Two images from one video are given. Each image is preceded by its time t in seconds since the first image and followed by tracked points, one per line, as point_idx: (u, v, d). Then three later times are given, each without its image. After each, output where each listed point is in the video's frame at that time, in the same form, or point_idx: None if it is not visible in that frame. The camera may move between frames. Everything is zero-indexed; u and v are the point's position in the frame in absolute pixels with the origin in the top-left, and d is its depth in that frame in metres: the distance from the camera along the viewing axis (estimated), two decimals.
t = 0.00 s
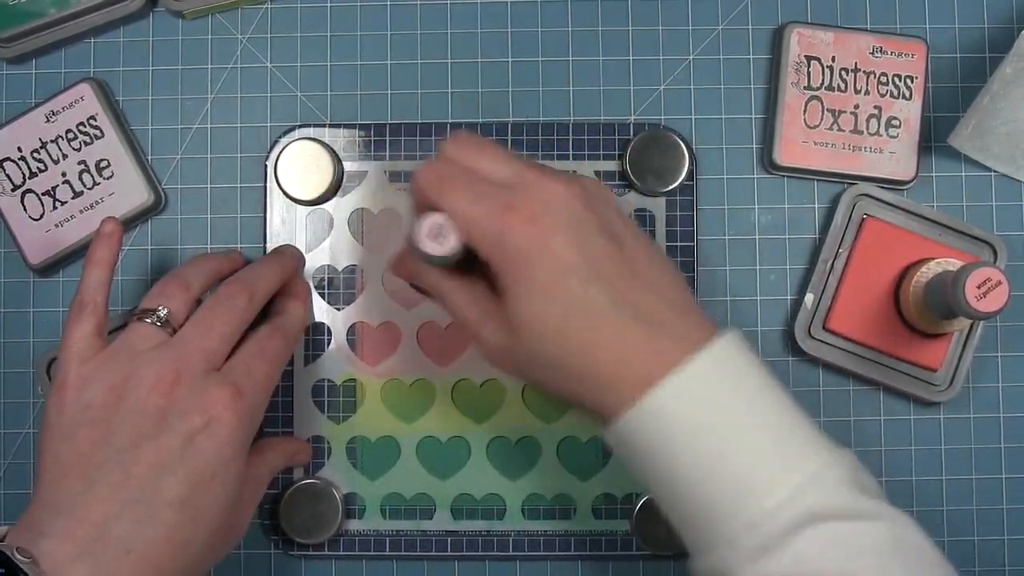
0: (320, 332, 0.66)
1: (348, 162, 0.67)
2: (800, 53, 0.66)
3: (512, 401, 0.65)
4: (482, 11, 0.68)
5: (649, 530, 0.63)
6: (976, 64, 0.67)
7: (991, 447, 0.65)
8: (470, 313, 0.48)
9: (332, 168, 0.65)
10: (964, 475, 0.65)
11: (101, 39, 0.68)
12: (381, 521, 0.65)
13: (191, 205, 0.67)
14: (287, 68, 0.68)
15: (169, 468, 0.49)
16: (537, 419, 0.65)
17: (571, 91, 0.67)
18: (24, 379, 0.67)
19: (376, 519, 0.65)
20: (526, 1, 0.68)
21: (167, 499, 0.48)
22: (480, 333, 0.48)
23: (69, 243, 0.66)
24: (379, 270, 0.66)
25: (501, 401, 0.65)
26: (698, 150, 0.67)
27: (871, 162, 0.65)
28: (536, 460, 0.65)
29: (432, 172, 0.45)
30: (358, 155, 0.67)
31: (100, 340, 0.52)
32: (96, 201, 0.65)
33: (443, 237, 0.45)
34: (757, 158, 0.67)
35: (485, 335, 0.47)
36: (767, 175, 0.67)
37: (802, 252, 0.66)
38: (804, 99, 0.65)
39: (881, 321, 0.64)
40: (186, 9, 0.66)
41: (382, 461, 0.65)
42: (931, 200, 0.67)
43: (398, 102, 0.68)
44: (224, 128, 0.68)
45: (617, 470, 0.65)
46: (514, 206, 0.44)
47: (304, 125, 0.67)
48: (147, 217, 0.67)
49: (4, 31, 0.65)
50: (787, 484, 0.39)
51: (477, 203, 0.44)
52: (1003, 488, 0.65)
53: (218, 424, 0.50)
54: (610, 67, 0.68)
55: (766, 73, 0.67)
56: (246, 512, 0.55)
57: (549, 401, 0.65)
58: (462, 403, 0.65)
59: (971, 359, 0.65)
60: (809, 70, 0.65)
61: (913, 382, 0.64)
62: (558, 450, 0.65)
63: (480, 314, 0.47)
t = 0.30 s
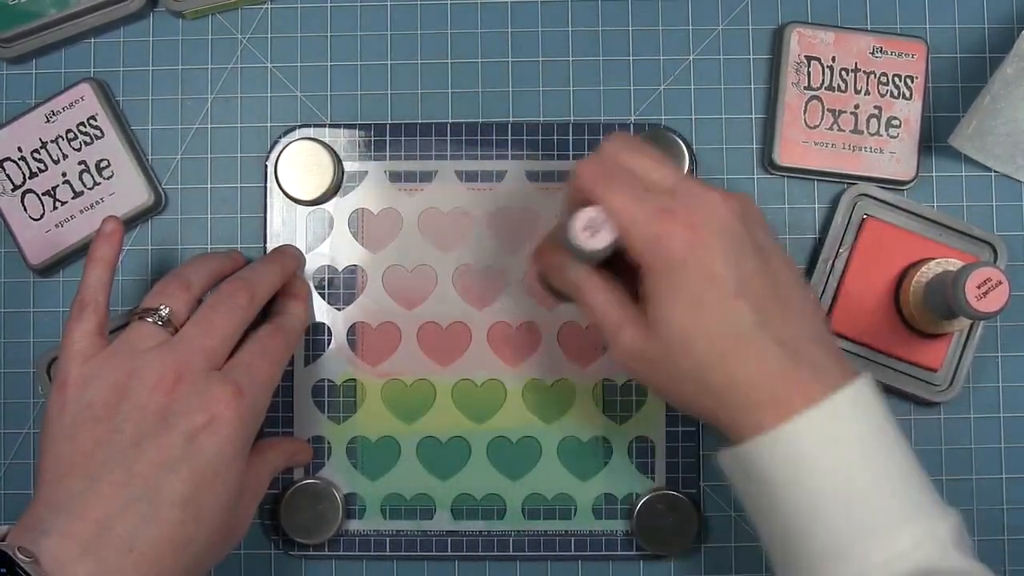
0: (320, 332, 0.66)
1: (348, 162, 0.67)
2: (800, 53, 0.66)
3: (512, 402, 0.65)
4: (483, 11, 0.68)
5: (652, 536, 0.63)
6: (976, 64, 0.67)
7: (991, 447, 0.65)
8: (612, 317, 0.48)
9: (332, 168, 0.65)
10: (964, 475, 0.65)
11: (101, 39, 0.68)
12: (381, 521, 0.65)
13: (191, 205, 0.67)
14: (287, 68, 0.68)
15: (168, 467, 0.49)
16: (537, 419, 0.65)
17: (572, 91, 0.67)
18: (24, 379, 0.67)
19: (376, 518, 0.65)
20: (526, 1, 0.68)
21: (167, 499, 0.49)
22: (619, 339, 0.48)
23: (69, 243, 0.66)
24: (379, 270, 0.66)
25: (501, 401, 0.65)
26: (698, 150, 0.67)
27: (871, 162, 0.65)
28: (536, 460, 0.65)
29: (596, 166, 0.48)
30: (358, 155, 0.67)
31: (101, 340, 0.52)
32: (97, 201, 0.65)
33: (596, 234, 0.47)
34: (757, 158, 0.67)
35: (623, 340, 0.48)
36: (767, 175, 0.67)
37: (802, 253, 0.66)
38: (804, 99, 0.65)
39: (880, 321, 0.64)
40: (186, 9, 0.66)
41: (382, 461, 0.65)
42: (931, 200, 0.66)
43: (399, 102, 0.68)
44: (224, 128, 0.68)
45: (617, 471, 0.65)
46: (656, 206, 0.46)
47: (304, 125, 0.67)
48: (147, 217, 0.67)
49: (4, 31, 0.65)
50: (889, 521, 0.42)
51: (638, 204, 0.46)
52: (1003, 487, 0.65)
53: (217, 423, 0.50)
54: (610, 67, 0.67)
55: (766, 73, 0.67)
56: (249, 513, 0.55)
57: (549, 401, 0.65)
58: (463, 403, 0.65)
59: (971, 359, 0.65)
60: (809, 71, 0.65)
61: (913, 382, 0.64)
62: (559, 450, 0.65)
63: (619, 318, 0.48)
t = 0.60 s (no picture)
0: (320, 332, 0.66)
1: (348, 162, 0.67)
2: (800, 53, 0.66)
3: (512, 402, 0.65)
4: (482, 11, 0.68)
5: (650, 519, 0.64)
6: (976, 64, 0.67)
7: (990, 447, 0.65)
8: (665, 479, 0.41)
9: (332, 168, 0.65)
10: (964, 475, 0.65)
11: (101, 39, 0.68)
12: (381, 521, 0.65)
13: (191, 205, 0.67)
14: (287, 68, 0.68)
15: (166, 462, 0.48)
16: (538, 419, 0.65)
17: (572, 91, 0.67)
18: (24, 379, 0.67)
19: (376, 518, 0.65)
20: (526, 1, 0.68)
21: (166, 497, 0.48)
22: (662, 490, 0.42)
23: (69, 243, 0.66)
24: (378, 270, 0.66)
25: (501, 401, 0.65)
26: (698, 150, 0.67)
27: (871, 162, 0.65)
28: (536, 460, 0.65)
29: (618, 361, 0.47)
30: (358, 155, 0.67)
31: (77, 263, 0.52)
32: (96, 201, 0.65)
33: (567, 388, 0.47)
34: (757, 158, 0.67)
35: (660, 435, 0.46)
36: (768, 175, 0.67)
37: (802, 253, 0.66)
38: (804, 99, 0.65)
39: (880, 321, 0.64)
40: (186, 9, 0.66)
41: (382, 461, 0.65)
42: (931, 200, 0.66)
43: (399, 102, 0.68)
44: (224, 128, 0.68)
45: (617, 470, 0.65)
46: (753, 322, 0.40)
47: (304, 125, 0.67)
48: (147, 216, 0.66)
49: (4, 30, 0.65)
50: None
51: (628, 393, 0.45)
52: (1003, 487, 0.65)
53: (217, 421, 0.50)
54: (610, 67, 0.67)
55: (766, 73, 0.67)
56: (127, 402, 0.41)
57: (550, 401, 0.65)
58: (463, 403, 0.65)
59: (971, 359, 0.65)
60: (810, 71, 0.65)
61: (913, 382, 0.64)
62: (559, 450, 0.65)
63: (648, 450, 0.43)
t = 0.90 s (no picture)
0: (320, 332, 0.66)
1: (348, 162, 0.67)
2: (800, 53, 0.66)
3: (513, 401, 0.65)
4: (482, 11, 0.68)
5: (632, 518, 0.64)
6: (976, 63, 0.67)
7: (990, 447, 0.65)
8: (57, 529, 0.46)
9: (332, 168, 0.65)
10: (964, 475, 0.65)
11: (100, 38, 0.68)
12: (381, 521, 0.65)
13: (191, 205, 0.67)
14: (287, 68, 0.68)
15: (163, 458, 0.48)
16: (538, 419, 0.65)
17: (572, 91, 0.67)
18: (23, 379, 0.66)
19: (376, 518, 0.65)
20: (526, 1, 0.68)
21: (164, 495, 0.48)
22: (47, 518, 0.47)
23: (69, 243, 0.66)
24: (379, 270, 0.66)
25: (501, 401, 0.65)
26: (698, 150, 0.67)
27: (872, 162, 0.65)
28: (536, 460, 0.65)
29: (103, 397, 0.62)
30: (358, 155, 0.67)
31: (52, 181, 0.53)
32: (96, 201, 0.65)
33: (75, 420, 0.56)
34: (757, 158, 0.67)
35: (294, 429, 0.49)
36: (768, 175, 0.67)
37: (802, 253, 0.66)
38: (804, 99, 0.65)
39: (881, 321, 0.64)
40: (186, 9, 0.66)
41: (382, 461, 0.65)
42: (931, 200, 0.66)
43: (399, 102, 0.67)
44: (224, 128, 0.68)
45: (617, 470, 0.65)
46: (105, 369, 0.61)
47: (304, 125, 0.67)
48: (147, 216, 0.66)
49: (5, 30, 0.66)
50: None
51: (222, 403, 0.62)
52: (1003, 487, 0.65)
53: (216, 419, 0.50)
54: (610, 67, 0.67)
55: (766, 74, 0.67)
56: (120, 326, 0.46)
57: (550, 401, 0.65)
58: (463, 403, 0.65)
59: (971, 359, 0.65)
60: (810, 71, 0.65)
61: (914, 381, 0.64)
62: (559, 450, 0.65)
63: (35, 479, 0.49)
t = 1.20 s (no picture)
0: (320, 332, 0.66)
1: (348, 162, 0.67)
2: (800, 53, 0.66)
3: (512, 401, 0.65)
4: (482, 11, 0.68)
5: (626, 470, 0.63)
6: (976, 64, 0.67)
7: (990, 446, 0.65)
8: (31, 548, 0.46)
9: (332, 168, 0.65)
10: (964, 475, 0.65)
11: (100, 38, 0.68)
12: (381, 521, 0.65)
13: (191, 205, 0.67)
14: (287, 69, 0.68)
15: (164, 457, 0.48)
16: (537, 419, 0.65)
17: (572, 90, 0.67)
18: (23, 379, 0.67)
19: (376, 518, 0.65)
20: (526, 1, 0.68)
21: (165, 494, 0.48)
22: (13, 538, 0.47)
23: (69, 243, 0.66)
24: (378, 270, 0.66)
25: (501, 401, 0.65)
26: (698, 150, 0.67)
27: (871, 162, 0.65)
28: (536, 460, 0.65)
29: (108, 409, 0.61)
30: (358, 155, 0.67)
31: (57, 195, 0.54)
32: (96, 201, 0.65)
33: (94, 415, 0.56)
34: (757, 158, 0.67)
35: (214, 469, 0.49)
36: (768, 175, 0.67)
37: (802, 253, 0.66)
38: (804, 99, 0.65)
39: (879, 322, 0.63)
40: (186, 9, 0.66)
41: (381, 461, 0.65)
42: (931, 200, 0.66)
43: (399, 102, 0.68)
44: (224, 128, 0.68)
45: (617, 470, 0.65)
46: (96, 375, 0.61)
47: (304, 125, 0.67)
48: (147, 216, 0.66)
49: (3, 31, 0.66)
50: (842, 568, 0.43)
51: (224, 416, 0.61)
52: (1003, 486, 0.65)
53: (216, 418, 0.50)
54: (610, 67, 0.67)
55: (766, 74, 0.67)
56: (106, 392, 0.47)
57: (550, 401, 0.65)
58: (462, 403, 0.65)
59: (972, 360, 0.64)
60: (809, 71, 0.65)
61: (913, 382, 0.64)
62: (558, 450, 0.65)
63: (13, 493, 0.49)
